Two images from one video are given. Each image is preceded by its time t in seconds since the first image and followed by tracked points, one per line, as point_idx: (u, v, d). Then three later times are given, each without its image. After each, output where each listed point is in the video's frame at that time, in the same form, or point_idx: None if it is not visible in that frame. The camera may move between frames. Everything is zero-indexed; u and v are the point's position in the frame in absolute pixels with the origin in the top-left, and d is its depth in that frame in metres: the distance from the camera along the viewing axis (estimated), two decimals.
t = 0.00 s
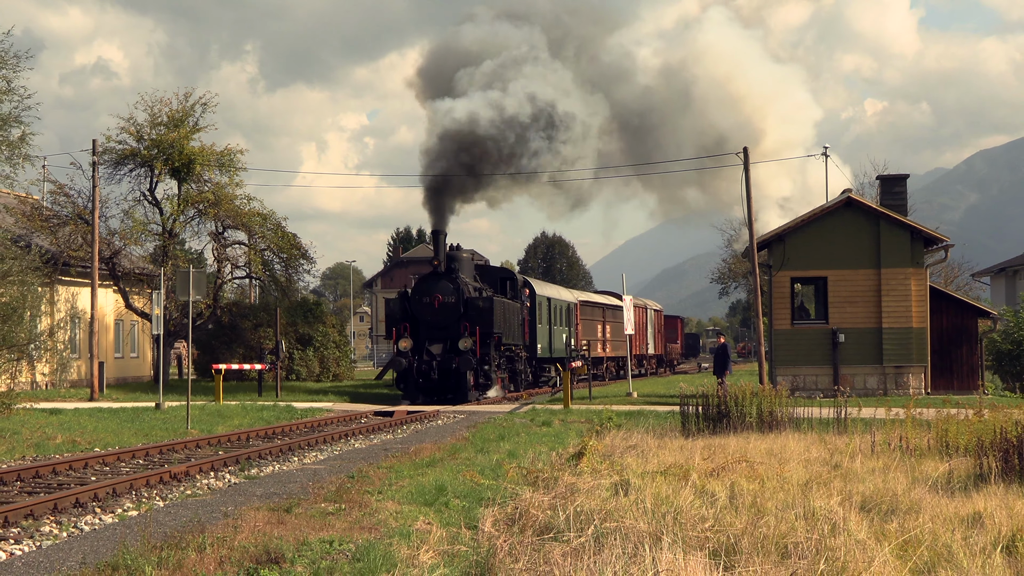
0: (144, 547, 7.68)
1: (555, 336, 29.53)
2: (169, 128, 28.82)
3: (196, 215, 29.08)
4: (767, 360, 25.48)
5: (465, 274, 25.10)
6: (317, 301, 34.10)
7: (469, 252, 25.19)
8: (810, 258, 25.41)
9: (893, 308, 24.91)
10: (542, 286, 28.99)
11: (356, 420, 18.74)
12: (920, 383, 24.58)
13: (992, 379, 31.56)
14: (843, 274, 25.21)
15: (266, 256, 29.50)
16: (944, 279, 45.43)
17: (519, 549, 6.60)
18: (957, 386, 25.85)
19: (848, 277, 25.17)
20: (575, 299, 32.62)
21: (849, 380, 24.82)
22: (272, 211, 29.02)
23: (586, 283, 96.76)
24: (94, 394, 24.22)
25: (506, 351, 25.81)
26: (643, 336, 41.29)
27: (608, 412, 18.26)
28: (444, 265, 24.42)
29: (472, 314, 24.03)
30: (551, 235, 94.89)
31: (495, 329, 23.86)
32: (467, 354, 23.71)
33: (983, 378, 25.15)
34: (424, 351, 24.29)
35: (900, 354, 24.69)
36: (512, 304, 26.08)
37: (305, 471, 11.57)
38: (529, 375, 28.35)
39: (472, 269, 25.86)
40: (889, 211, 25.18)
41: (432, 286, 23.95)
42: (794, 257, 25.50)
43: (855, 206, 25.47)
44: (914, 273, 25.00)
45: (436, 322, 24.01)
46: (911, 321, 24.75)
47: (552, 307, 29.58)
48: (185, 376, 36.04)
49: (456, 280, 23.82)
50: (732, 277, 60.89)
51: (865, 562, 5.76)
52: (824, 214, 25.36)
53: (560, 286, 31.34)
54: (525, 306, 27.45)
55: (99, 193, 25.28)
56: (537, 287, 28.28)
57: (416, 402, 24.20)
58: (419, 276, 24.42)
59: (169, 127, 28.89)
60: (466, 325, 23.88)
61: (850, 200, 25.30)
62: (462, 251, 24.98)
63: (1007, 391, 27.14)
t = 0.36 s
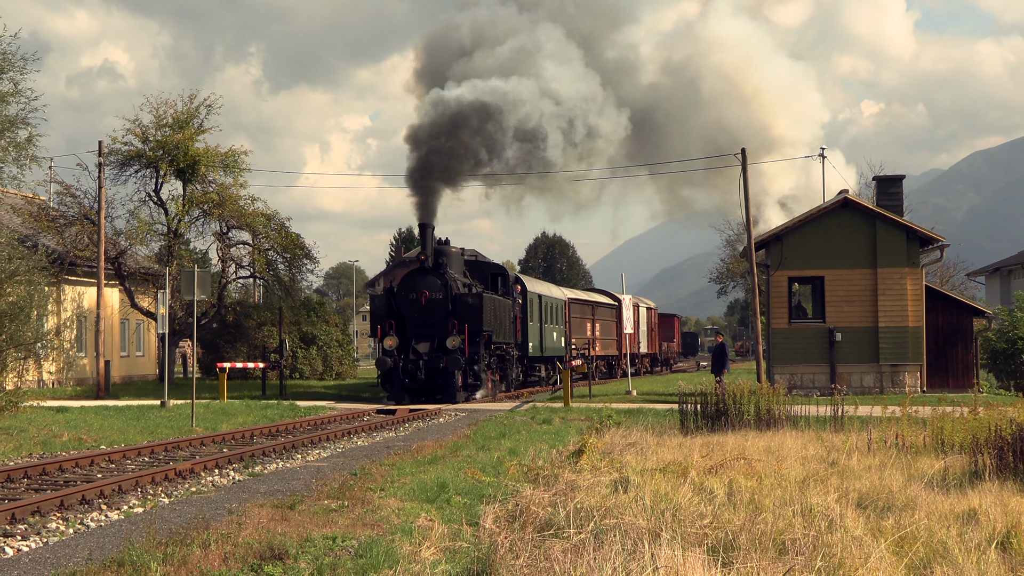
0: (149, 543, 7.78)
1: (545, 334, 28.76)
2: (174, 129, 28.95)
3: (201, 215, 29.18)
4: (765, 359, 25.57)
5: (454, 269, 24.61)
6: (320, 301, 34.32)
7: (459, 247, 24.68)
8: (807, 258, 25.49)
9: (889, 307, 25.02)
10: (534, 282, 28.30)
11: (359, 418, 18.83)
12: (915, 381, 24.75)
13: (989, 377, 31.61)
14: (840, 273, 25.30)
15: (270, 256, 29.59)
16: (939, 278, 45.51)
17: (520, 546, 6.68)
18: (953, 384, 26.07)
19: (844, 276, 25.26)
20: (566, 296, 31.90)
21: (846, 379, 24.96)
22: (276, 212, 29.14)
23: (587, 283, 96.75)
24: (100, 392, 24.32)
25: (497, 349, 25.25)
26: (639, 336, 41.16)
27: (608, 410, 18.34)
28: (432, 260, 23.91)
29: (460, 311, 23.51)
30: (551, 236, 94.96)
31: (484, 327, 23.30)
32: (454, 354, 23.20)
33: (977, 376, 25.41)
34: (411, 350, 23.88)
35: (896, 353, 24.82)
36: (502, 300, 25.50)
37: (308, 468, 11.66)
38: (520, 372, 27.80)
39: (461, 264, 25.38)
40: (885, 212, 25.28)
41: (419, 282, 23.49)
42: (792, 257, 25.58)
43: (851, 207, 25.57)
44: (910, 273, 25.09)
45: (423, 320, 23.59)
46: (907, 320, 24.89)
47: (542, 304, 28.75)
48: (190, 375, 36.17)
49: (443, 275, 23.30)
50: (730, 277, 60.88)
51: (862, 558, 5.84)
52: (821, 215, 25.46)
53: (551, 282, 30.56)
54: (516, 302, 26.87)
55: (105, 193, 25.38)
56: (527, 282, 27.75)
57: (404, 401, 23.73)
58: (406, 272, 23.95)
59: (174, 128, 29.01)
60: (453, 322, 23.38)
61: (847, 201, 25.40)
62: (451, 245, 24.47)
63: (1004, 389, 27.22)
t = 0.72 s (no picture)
0: (154, 540, 7.86)
1: (536, 332, 28.06)
2: (179, 131, 29.05)
3: (205, 216, 29.28)
4: (763, 358, 25.61)
5: (441, 264, 23.19)
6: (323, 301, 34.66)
7: (446, 242, 23.31)
8: (805, 258, 25.57)
9: (886, 307, 25.17)
10: (526, 279, 27.74)
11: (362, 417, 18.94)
12: (911, 379, 24.90)
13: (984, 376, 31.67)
14: (837, 273, 25.38)
15: (274, 257, 29.70)
16: (934, 277, 45.64)
17: (521, 542, 6.75)
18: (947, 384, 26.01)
19: (841, 276, 25.36)
20: (558, 293, 31.40)
21: (842, 377, 25.10)
22: (280, 213, 29.27)
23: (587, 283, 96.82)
24: (105, 391, 24.42)
25: (484, 348, 23.73)
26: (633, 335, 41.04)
27: (607, 409, 18.44)
28: (418, 254, 22.41)
29: (445, 309, 21.98)
30: (551, 236, 95.01)
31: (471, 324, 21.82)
32: (441, 353, 21.54)
33: (973, 375, 25.40)
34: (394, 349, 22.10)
35: (891, 351, 25.00)
36: (490, 297, 24.07)
37: (311, 466, 11.75)
38: (507, 373, 26.38)
39: (448, 260, 23.96)
40: (881, 213, 25.40)
41: (403, 278, 21.93)
42: (789, 258, 25.66)
43: (848, 208, 25.67)
44: (906, 273, 25.24)
45: (407, 318, 21.95)
46: (903, 319, 25.05)
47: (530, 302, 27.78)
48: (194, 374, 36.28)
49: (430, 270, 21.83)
50: (727, 277, 60.89)
51: (859, 556, 5.90)
52: (818, 216, 25.55)
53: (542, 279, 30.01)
54: (505, 300, 25.56)
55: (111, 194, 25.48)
56: (523, 281, 27.56)
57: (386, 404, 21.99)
58: (389, 267, 22.34)
59: (179, 130, 29.12)
60: (440, 320, 21.84)
61: (843, 202, 25.51)
62: (438, 241, 23.12)
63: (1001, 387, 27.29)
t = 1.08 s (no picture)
0: (159, 537, 7.95)
1: (528, 330, 27.08)
2: (183, 133, 29.13)
3: (209, 217, 29.36)
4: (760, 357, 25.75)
5: (426, 259, 21.60)
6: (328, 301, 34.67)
7: (432, 236, 21.76)
8: (802, 258, 25.65)
9: (882, 306, 25.25)
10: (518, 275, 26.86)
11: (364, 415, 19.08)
12: (907, 378, 25.04)
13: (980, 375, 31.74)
14: (834, 273, 25.48)
15: (277, 257, 29.81)
16: (930, 278, 45.83)
17: (521, 539, 6.83)
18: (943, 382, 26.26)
19: (839, 276, 25.46)
20: (551, 290, 30.67)
21: (839, 376, 25.25)
22: (283, 214, 29.38)
23: (587, 283, 96.85)
24: (111, 389, 24.54)
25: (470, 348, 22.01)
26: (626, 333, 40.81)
27: (607, 407, 18.58)
28: (402, 247, 20.74)
29: (429, 305, 20.27)
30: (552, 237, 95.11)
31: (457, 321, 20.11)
32: (425, 352, 19.75)
33: (968, 373, 25.63)
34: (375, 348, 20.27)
35: (887, 350, 25.10)
36: (478, 293, 22.48)
37: (314, 464, 11.84)
38: (494, 374, 24.81)
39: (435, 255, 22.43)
40: (877, 213, 25.48)
41: (384, 272, 20.21)
42: (787, 258, 25.75)
43: (844, 208, 25.75)
44: (902, 273, 25.34)
45: (389, 314, 20.18)
46: (899, 318, 25.14)
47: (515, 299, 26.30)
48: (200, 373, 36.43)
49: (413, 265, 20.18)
50: (725, 277, 60.96)
51: (855, 552, 5.99)
52: (815, 216, 25.62)
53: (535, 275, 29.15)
54: (493, 297, 24.03)
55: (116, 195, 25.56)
56: (526, 281, 27.63)
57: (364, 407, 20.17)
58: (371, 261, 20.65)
59: (184, 132, 29.21)
60: (424, 317, 20.12)
61: (839, 203, 25.58)
62: (424, 235, 21.55)
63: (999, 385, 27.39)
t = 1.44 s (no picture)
0: (165, 534, 8.06)
1: (520, 329, 26.51)
2: (189, 135, 29.29)
3: (215, 217, 29.50)
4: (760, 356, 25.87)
5: (412, 253, 20.99)
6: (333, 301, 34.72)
7: (417, 230, 21.14)
8: (800, 258, 25.82)
9: (880, 305, 25.34)
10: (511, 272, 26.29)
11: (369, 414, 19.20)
12: (905, 377, 25.07)
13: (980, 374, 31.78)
14: (832, 273, 25.62)
15: (282, 257, 29.92)
16: (926, 279, 46.04)
17: (523, 536, 6.91)
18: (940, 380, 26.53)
19: (836, 276, 25.60)
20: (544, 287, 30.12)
21: (837, 375, 25.32)
22: (288, 215, 29.49)
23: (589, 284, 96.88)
24: (119, 387, 24.74)
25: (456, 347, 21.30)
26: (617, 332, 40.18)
27: (609, 405, 18.68)
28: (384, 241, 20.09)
29: (413, 301, 19.60)
30: (554, 237, 95.19)
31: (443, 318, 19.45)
32: (407, 351, 19.05)
33: (965, 372, 25.86)
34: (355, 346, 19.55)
35: (884, 349, 25.15)
36: (465, 288, 21.82)
37: (318, 462, 11.92)
38: (484, 373, 24.17)
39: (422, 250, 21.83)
40: (875, 214, 25.61)
41: (366, 267, 19.52)
42: (785, 258, 25.91)
43: (842, 209, 25.88)
44: (899, 273, 25.45)
45: (371, 311, 19.50)
46: (896, 318, 25.21)
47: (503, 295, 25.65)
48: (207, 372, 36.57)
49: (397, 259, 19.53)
50: (725, 277, 61.06)
51: (852, 549, 6.06)
52: (813, 217, 25.77)
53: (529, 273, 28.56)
54: (481, 292, 23.38)
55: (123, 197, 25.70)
56: (524, 279, 27.57)
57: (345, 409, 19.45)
58: (353, 255, 19.95)
59: (190, 134, 29.36)
60: (406, 314, 19.43)
61: (838, 204, 25.71)
62: (409, 229, 20.95)
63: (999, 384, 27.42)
